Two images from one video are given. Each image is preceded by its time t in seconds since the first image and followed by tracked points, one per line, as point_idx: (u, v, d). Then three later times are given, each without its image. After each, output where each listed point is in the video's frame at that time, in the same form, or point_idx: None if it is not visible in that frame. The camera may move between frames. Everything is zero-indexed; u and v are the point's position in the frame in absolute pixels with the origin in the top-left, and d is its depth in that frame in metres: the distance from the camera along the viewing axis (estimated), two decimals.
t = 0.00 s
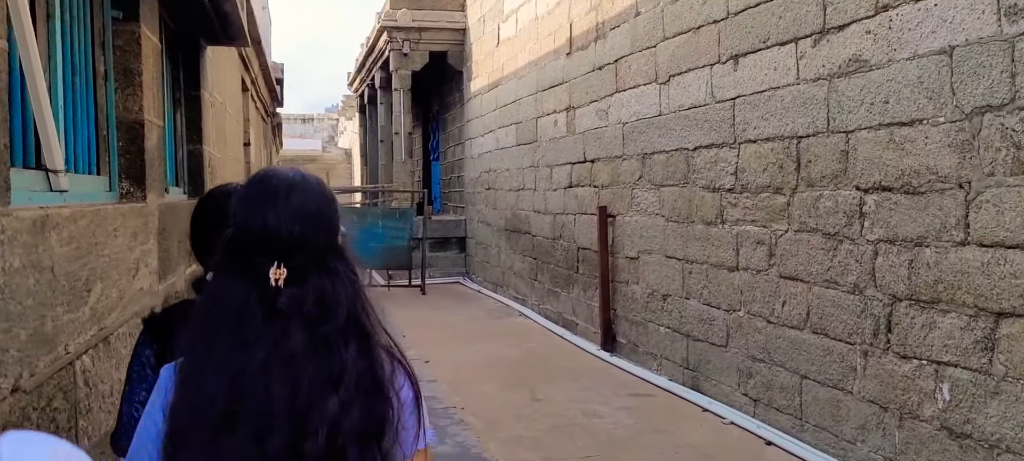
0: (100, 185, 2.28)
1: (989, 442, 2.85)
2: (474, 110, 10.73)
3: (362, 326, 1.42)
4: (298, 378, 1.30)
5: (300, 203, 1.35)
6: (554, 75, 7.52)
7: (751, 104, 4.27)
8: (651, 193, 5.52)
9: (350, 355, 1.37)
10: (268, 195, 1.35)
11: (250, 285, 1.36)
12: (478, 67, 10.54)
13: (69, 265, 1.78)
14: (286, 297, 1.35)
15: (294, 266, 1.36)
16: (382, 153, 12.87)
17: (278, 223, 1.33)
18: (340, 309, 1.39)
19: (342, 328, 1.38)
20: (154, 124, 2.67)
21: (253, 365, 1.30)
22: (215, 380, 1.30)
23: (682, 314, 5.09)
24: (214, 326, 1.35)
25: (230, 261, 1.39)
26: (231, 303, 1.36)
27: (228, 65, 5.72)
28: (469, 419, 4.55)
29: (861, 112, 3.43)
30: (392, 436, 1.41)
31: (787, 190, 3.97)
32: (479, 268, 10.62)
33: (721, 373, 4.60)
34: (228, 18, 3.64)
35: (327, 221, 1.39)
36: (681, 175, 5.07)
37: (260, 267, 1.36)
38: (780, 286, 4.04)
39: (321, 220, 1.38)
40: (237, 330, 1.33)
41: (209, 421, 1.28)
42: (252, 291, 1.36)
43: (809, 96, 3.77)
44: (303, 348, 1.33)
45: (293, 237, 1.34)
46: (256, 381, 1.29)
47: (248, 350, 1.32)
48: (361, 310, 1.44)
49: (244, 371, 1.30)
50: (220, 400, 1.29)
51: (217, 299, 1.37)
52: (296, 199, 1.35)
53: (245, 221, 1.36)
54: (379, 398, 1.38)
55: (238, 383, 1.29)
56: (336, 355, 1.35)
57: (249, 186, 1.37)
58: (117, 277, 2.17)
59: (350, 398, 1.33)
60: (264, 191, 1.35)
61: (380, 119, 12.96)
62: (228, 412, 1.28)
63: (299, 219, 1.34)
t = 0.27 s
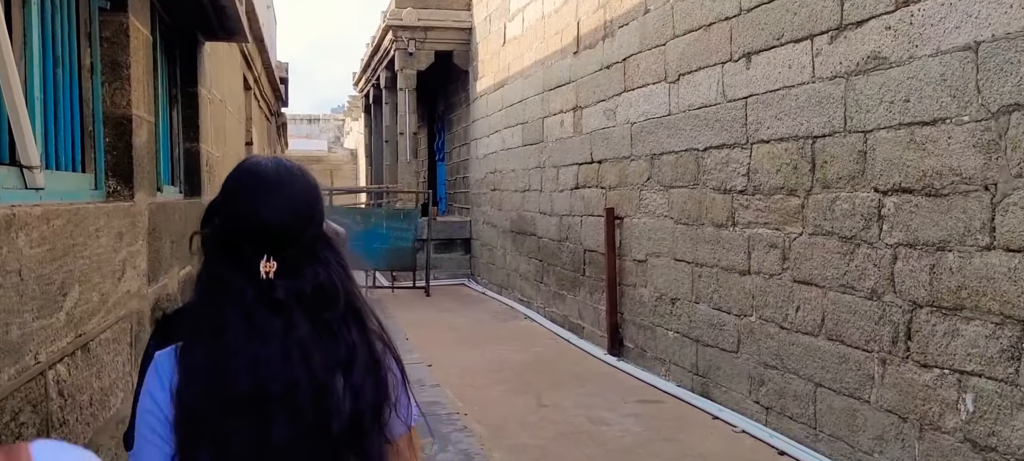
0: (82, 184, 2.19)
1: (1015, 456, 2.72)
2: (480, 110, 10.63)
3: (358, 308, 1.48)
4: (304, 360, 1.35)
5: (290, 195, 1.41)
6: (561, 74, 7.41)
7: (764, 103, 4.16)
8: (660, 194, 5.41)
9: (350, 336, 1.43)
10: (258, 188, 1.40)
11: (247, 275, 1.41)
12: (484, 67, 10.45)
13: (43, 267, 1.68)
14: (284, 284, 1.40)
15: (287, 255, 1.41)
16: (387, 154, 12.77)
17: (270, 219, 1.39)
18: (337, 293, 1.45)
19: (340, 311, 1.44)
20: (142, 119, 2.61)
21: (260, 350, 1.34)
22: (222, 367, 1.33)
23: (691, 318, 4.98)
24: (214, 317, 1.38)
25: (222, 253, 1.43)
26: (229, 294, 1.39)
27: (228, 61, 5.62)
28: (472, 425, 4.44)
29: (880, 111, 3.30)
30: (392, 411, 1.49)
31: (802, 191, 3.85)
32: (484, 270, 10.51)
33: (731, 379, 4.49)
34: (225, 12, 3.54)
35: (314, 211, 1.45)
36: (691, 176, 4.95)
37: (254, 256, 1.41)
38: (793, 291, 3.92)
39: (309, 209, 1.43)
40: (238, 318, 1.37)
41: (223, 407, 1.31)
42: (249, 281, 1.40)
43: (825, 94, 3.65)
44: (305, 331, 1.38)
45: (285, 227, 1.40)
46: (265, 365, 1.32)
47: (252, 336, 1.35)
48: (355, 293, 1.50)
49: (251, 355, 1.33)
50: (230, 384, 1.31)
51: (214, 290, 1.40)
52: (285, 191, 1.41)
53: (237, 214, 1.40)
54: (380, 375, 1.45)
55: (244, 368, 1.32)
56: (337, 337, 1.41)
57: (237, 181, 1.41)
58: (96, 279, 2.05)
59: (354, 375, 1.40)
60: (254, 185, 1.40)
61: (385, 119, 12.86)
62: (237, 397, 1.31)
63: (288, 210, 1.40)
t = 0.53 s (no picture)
0: (66, 178, 2.12)
1: None
2: (484, 110, 10.53)
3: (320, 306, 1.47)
4: (269, 361, 1.33)
5: (256, 193, 1.36)
6: (567, 73, 7.32)
7: (776, 100, 4.05)
8: (668, 194, 5.30)
9: (314, 334, 1.42)
10: (222, 185, 1.34)
11: (209, 274, 1.38)
12: (488, 65, 10.35)
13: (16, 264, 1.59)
14: (248, 284, 1.37)
15: (250, 253, 1.38)
16: (390, 153, 12.68)
17: (239, 212, 1.34)
18: (299, 292, 1.43)
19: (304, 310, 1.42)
20: (135, 112, 2.60)
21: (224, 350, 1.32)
22: (185, 368, 1.31)
23: (699, 321, 4.88)
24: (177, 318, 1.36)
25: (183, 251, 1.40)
26: (191, 294, 1.37)
27: (227, 56, 5.54)
28: (476, 430, 4.34)
29: (899, 108, 3.19)
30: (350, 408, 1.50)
31: (816, 191, 3.75)
32: (487, 271, 10.41)
33: (742, 384, 4.38)
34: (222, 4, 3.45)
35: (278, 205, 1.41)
36: (700, 175, 4.85)
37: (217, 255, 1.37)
38: (807, 293, 3.82)
39: (274, 204, 1.39)
40: (200, 319, 1.35)
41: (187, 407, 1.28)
42: (211, 281, 1.37)
43: (842, 91, 3.54)
44: (270, 331, 1.36)
45: (248, 224, 1.35)
46: (231, 366, 1.31)
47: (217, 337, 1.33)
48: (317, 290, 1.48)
49: (215, 356, 1.31)
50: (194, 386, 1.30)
51: (176, 291, 1.38)
52: (249, 187, 1.35)
53: (199, 213, 1.36)
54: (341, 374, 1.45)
55: (209, 370, 1.31)
56: (302, 337, 1.40)
57: (198, 177, 1.36)
58: (82, 278, 2.01)
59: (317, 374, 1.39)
60: (217, 181, 1.34)
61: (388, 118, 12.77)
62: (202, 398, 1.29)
63: (254, 207, 1.35)
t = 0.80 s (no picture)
0: (42, 174, 2.02)
1: None
2: (482, 108, 10.42)
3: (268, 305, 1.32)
4: (192, 355, 1.17)
5: (204, 180, 1.27)
6: (567, 70, 7.20)
7: (786, 96, 3.94)
8: (672, 193, 5.19)
9: (253, 333, 1.26)
10: (172, 171, 1.26)
11: (145, 264, 1.26)
12: (487, 63, 10.23)
13: None
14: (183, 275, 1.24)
15: (194, 244, 1.26)
16: (387, 152, 12.56)
17: (184, 198, 1.25)
18: (240, 289, 1.27)
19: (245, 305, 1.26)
20: (118, 103, 2.51)
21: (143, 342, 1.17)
22: (101, 361, 1.18)
23: (705, 322, 4.76)
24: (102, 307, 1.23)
25: (125, 241, 1.29)
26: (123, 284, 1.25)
27: (221, 51, 5.42)
28: (476, 435, 4.22)
29: (917, 103, 3.08)
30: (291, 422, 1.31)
31: (828, 189, 3.63)
32: (486, 271, 10.29)
33: (749, 388, 4.27)
34: None
35: (234, 202, 1.31)
36: (706, 173, 4.74)
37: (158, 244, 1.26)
38: (818, 295, 3.70)
39: (225, 199, 1.29)
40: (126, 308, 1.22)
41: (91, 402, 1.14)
42: (145, 271, 1.25)
43: (855, 86, 3.43)
44: (199, 324, 1.21)
45: (194, 215, 1.26)
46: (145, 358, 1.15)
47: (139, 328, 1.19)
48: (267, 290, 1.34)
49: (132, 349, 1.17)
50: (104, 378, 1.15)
51: (111, 281, 1.26)
52: (203, 178, 1.27)
53: (145, 201, 1.27)
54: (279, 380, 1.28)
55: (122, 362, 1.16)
56: (238, 334, 1.23)
57: (150, 165, 1.28)
58: (56, 279, 1.90)
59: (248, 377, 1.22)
60: (166, 168, 1.27)
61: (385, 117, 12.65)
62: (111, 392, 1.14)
63: (202, 198, 1.26)
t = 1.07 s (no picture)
0: None
1: None
2: (460, 104, 10.27)
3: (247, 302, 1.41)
4: (182, 347, 1.31)
5: (196, 185, 1.36)
6: (547, 65, 7.09)
7: (773, 90, 3.85)
8: (656, 190, 5.10)
9: (230, 330, 1.36)
10: (171, 174, 1.35)
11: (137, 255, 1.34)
12: (464, 59, 10.09)
13: None
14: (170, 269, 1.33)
15: (186, 238, 1.35)
16: (363, 149, 12.36)
17: (178, 198, 1.34)
18: (225, 285, 1.37)
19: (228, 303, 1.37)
20: (73, 93, 2.34)
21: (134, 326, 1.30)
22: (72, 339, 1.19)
23: (689, 322, 4.67)
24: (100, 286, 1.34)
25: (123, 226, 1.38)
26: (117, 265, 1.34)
27: (189, 43, 5.22)
28: (456, 440, 4.09)
29: (910, 96, 3.00)
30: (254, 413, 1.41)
31: (817, 185, 3.54)
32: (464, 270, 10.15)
33: (735, 388, 4.18)
34: None
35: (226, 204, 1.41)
36: (690, 170, 4.64)
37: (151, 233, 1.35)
38: (807, 293, 3.62)
39: (213, 201, 1.38)
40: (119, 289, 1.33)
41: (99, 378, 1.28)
42: (140, 257, 1.34)
43: (845, 79, 3.35)
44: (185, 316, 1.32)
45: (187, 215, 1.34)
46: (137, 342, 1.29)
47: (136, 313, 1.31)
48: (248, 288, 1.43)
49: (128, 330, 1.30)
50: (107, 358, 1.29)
51: (109, 266, 1.35)
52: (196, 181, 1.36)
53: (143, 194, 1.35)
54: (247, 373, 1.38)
55: (128, 345, 1.29)
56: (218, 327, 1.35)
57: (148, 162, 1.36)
58: None
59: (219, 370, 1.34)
60: (163, 170, 1.35)
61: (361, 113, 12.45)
62: (105, 361, 1.28)
63: (194, 197, 1.35)
